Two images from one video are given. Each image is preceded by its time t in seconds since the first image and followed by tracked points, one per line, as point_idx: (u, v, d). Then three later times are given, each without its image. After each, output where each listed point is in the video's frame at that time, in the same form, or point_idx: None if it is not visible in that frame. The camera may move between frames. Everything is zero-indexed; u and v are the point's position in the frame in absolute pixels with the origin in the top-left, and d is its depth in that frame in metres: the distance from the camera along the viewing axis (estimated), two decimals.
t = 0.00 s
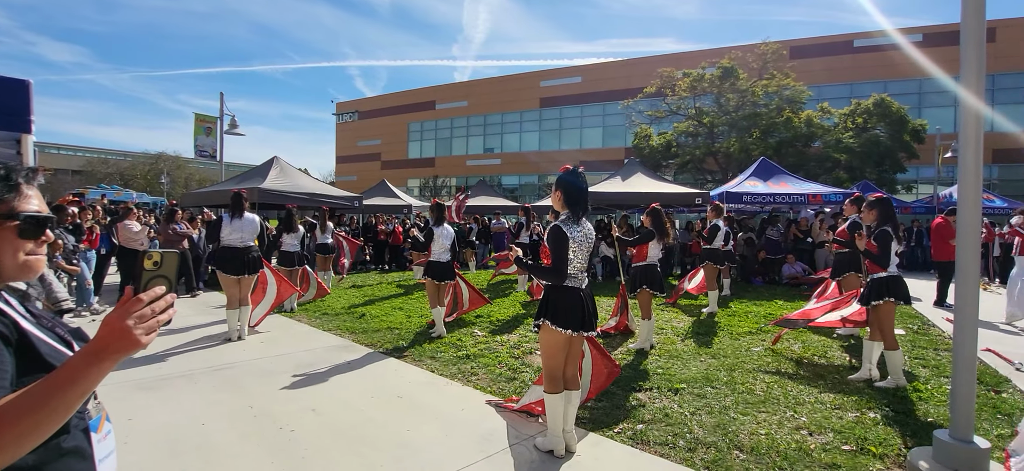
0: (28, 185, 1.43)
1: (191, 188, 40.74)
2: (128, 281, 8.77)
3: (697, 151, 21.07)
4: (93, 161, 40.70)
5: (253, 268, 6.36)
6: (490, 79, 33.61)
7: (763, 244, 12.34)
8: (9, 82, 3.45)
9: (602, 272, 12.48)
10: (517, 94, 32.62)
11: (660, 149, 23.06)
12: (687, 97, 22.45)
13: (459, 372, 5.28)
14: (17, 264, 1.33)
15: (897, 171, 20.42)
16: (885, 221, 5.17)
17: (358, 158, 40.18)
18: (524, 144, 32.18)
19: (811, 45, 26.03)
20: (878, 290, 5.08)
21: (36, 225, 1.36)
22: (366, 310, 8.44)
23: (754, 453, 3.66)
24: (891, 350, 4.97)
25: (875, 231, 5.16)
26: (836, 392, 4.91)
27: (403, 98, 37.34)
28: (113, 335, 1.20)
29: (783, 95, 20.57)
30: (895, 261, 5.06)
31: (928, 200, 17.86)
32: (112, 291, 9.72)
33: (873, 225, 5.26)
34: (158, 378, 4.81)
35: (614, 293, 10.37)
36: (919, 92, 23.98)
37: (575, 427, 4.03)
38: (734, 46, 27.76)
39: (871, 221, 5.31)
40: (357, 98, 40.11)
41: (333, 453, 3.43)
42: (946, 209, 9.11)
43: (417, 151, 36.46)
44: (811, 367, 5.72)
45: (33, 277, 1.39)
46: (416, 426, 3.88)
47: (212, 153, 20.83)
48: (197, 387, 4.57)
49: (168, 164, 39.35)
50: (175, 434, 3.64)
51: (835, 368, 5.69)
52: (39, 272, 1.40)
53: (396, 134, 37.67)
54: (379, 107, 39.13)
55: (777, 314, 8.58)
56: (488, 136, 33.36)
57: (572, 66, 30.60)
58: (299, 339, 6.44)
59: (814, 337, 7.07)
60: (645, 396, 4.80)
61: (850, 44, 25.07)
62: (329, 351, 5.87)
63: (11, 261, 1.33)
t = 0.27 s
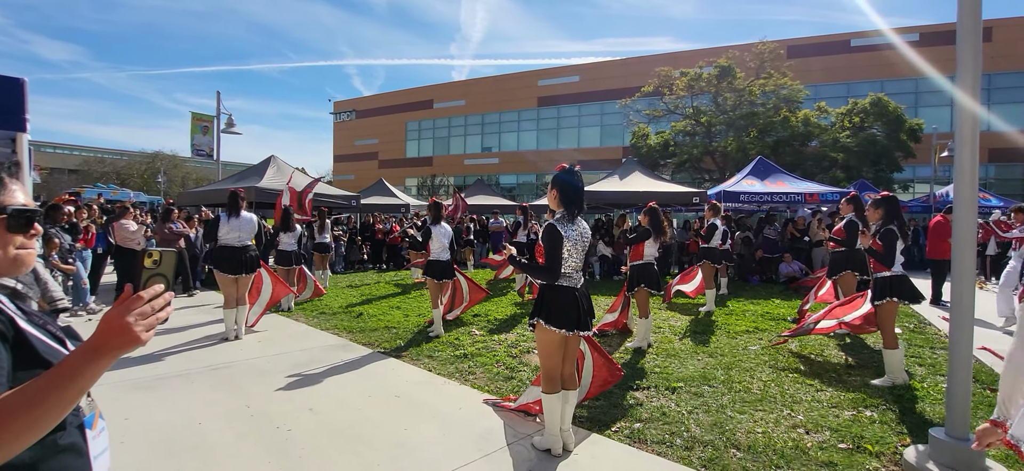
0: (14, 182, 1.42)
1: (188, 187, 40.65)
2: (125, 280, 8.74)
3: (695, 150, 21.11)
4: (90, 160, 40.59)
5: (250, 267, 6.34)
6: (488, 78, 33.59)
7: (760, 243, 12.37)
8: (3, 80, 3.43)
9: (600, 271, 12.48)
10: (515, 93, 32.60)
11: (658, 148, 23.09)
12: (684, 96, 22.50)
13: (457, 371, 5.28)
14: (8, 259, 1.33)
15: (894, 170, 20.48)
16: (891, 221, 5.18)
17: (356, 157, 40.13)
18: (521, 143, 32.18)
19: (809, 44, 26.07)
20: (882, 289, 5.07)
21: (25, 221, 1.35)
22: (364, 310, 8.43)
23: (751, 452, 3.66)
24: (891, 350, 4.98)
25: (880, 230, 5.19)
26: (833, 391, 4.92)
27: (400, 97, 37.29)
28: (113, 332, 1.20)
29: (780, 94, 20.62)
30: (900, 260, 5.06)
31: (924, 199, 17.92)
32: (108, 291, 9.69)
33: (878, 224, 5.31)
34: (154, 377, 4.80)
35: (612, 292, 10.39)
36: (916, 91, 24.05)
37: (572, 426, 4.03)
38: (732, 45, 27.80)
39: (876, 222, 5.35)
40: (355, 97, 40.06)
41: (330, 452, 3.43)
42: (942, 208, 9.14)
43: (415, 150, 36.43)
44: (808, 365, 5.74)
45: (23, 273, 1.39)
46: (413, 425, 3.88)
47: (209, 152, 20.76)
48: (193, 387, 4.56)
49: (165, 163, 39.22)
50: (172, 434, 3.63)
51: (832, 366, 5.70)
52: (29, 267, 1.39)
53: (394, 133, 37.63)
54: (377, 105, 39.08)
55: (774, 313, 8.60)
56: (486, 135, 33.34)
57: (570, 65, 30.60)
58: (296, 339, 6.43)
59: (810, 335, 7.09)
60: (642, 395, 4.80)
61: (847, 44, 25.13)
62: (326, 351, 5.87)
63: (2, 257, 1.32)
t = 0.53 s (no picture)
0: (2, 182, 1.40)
1: (185, 187, 40.53)
2: (121, 280, 8.71)
3: (692, 149, 21.13)
4: (86, 159, 40.44)
5: (248, 266, 6.33)
6: (486, 77, 33.56)
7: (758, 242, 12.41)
8: None
9: (597, 270, 12.49)
10: (512, 92, 32.58)
11: (656, 148, 23.09)
12: (682, 95, 22.53)
13: (455, 370, 5.28)
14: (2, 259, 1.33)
15: (890, 170, 20.53)
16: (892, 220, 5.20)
17: (353, 157, 40.07)
18: (519, 142, 32.17)
19: (806, 43, 26.13)
20: (882, 288, 5.08)
21: (17, 220, 1.34)
22: (362, 309, 8.43)
23: (748, 450, 3.67)
24: (891, 348, 5.00)
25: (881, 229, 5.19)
26: (829, 389, 4.94)
27: (398, 97, 37.25)
28: (122, 326, 1.24)
29: (777, 94, 20.67)
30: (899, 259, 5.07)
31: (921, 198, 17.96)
32: (104, 291, 9.65)
33: (881, 223, 5.30)
34: (151, 377, 4.78)
35: (610, 291, 10.42)
36: (912, 91, 24.11)
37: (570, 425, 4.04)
38: (729, 45, 27.84)
39: (877, 220, 5.36)
40: (352, 96, 40.00)
41: (328, 452, 3.42)
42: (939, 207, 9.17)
43: (412, 149, 36.39)
44: (805, 364, 5.76)
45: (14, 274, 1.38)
46: (411, 425, 3.87)
47: (205, 151, 20.70)
48: (190, 387, 4.55)
49: (161, 162, 39.07)
50: (169, 434, 3.62)
51: (829, 365, 5.72)
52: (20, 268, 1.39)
53: (391, 132, 37.59)
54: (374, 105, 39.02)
55: (772, 312, 8.63)
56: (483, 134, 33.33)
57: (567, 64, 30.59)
58: (294, 339, 6.41)
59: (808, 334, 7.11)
60: (640, 394, 4.81)
61: (844, 43, 25.18)
62: (324, 350, 5.86)
63: None
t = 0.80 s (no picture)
0: None
1: (181, 186, 40.37)
2: (117, 280, 8.68)
3: (689, 148, 21.15)
4: (81, 159, 40.24)
5: (246, 265, 6.32)
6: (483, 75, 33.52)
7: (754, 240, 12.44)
8: None
9: (595, 268, 12.48)
10: (509, 91, 32.56)
11: (652, 146, 23.09)
12: (678, 94, 22.56)
13: (452, 369, 5.28)
14: None
15: (886, 168, 20.59)
16: (892, 217, 5.19)
17: (350, 156, 39.97)
18: (516, 140, 32.15)
19: (802, 42, 26.17)
20: (882, 285, 5.09)
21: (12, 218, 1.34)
22: (359, 308, 8.42)
23: (745, 447, 3.68)
24: (887, 345, 5.03)
25: (882, 226, 5.19)
26: (825, 386, 4.96)
27: (395, 95, 37.16)
28: (132, 318, 1.29)
29: (773, 92, 20.74)
30: (900, 256, 5.09)
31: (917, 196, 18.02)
32: (100, 291, 9.61)
33: (880, 220, 5.29)
34: (148, 377, 4.77)
35: (608, 289, 10.44)
36: (908, 89, 24.19)
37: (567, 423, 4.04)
38: (725, 43, 27.87)
39: (877, 216, 5.35)
40: (349, 95, 39.91)
41: (326, 451, 3.42)
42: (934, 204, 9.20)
43: (409, 148, 36.34)
44: (801, 361, 5.79)
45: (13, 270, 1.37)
46: (409, 424, 3.87)
47: (201, 150, 20.62)
48: (187, 386, 4.54)
49: (157, 161, 38.90)
50: (166, 434, 3.61)
51: (824, 362, 5.75)
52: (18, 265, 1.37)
53: (388, 131, 37.52)
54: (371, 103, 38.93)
55: (769, 309, 8.65)
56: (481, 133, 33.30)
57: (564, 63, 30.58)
58: (290, 338, 6.40)
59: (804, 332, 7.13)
60: (638, 391, 4.82)
61: (840, 41, 25.25)
62: (321, 349, 5.84)
63: None
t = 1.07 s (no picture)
0: None
1: (176, 185, 40.19)
2: (113, 280, 8.64)
3: (686, 146, 21.16)
4: (76, 158, 40.03)
5: (240, 264, 6.30)
6: (480, 74, 33.49)
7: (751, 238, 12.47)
8: None
9: (592, 267, 12.49)
10: (506, 90, 32.55)
11: (649, 144, 23.10)
12: (675, 92, 22.59)
13: (450, 368, 5.27)
14: None
15: (882, 166, 20.66)
16: (890, 215, 5.21)
17: (347, 154, 39.88)
18: (513, 139, 32.13)
19: (798, 41, 26.22)
20: (880, 283, 5.10)
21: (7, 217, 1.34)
22: (356, 307, 8.41)
23: (742, 444, 3.69)
24: (884, 342, 5.04)
25: (879, 224, 5.20)
26: (822, 383, 4.98)
27: (391, 94, 37.08)
28: (142, 312, 1.36)
29: (769, 91, 20.82)
30: (897, 254, 5.11)
31: (912, 194, 18.09)
32: (95, 290, 9.57)
33: (877, 218, 5.31)
34: (143, 377, 4.75)
35: (605, 288, 10.45)
36: (904, 87, 24.28)
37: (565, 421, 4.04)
38: (722, 42, 27.92)
39: (874, 215, 5.37)
40: (345, 94, 39.82)
41: (322, 450, 3.41)
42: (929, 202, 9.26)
43: (406, 147, 36.29)
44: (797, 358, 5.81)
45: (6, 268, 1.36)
46: (406, 422, 3.87)
47: (197, 149, 20.53)
48: (183, 386, 4.53)
49: (153, 160, 38.69)
50: (161, 433, 3.60)
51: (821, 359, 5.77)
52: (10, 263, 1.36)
53: (385, 129, 37.46)
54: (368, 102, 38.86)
55: (765, 307, 8.68)
56: (478, 132, 33.27)
57: (561, 61, 30.57)
58: (287, 337, 6.38)
59: (800, 330, 7.16)
60: (634, 390, 4.83)
61: (836, 40, 25.31)
62: (318, 349, 5.83)
63: None
